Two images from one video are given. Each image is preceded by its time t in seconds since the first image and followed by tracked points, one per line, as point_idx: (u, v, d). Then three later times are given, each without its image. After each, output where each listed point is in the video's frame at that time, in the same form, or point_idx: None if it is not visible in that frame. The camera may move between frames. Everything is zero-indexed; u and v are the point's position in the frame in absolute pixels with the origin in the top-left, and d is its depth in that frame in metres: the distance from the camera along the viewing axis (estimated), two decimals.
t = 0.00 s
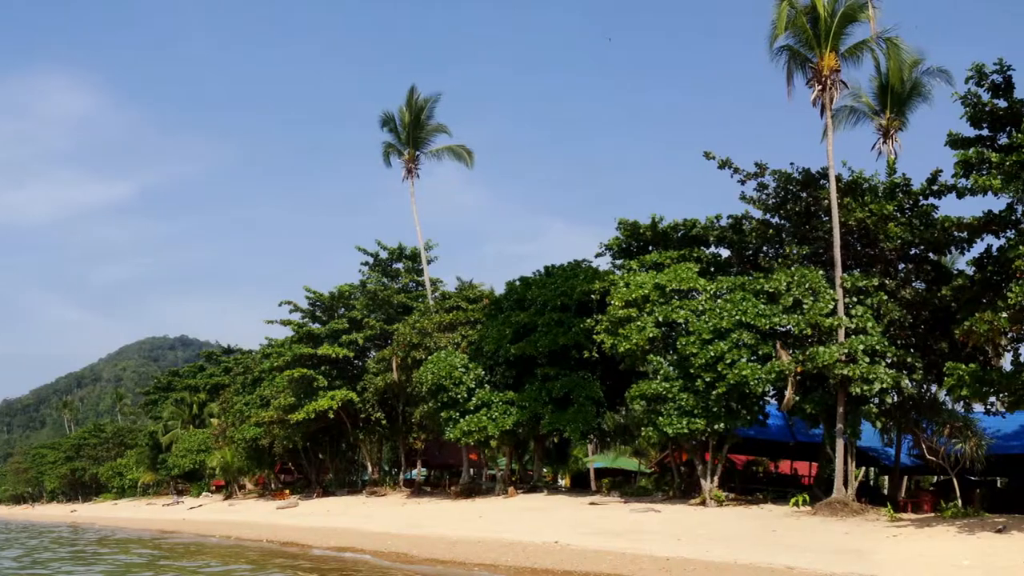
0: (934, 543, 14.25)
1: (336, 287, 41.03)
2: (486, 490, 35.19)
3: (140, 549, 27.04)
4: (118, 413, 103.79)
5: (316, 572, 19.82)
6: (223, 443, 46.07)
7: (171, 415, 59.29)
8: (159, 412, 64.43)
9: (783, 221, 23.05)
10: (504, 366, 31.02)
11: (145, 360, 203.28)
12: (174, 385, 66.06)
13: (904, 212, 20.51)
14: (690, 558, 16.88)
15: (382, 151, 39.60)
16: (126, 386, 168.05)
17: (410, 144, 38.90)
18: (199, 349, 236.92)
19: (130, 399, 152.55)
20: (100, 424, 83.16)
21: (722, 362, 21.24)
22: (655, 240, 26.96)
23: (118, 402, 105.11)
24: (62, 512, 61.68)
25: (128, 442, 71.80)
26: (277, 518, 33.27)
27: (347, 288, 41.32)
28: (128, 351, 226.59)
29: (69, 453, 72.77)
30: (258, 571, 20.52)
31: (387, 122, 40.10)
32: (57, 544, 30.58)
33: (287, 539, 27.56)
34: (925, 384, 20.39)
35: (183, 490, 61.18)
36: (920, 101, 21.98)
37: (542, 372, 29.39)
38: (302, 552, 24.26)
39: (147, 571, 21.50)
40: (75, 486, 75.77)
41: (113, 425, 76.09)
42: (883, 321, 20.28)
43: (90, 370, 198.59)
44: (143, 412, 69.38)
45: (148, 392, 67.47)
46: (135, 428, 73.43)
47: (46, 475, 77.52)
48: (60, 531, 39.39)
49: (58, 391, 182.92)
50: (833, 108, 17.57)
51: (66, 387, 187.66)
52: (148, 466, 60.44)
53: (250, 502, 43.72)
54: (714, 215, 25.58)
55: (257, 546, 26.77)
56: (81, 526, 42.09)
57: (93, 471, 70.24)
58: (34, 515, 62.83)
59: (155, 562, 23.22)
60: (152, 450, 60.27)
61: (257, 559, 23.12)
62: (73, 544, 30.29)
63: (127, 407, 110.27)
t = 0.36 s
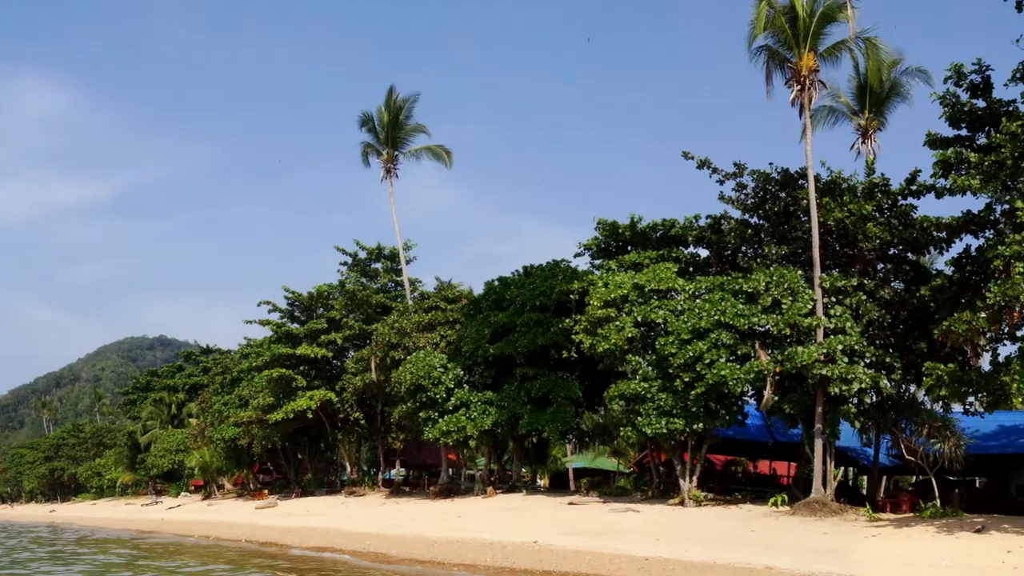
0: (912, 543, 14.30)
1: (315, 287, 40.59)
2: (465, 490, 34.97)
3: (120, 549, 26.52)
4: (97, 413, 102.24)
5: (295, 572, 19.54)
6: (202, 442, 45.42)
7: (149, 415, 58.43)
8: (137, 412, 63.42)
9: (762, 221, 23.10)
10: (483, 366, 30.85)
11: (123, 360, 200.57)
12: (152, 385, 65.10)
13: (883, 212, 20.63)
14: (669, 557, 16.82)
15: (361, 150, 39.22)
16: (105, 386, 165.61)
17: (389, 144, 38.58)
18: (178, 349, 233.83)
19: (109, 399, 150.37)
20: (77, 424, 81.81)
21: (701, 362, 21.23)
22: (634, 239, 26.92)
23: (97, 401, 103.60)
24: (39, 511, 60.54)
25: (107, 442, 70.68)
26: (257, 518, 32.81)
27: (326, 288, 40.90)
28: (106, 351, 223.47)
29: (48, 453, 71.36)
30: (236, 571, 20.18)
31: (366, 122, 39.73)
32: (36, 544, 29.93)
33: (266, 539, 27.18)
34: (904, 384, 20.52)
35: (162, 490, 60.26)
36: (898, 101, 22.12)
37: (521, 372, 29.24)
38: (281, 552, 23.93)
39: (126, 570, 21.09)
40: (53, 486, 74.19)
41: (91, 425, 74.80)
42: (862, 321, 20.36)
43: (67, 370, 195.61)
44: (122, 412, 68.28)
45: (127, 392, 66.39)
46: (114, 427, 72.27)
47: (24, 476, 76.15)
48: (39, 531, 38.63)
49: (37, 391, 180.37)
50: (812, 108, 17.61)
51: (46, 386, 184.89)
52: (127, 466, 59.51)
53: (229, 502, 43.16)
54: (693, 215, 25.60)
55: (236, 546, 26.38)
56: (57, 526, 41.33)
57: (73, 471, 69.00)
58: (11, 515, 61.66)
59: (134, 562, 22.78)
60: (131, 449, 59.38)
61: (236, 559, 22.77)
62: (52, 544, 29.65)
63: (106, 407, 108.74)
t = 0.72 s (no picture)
0: (890, 543, 14.34)
1: (293, 287, 40.15)
2: (444, 491, 34.74)
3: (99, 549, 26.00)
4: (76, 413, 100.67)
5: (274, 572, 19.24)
6: (181, 443, 44.77)
7: (128, 415, 57.51)
8: (116, 412, 62.38)
9: (741, 221, 23.15)
10: (461, 366, 30.65)
11: (102, 359, 197.49)
12: (131, 385, 64.10)
13: (861, 212, 20.74)
14: (648, 558, 16.75)
15: (339, 150, 38.83)
16: (85, 386, 162.78)
17: (368, 144, 38.25)
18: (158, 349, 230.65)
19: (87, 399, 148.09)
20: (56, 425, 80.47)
21: (680, 362, 21.21)
22: (613, 240, 26.88)
23: (77, 400, 101.81)
24: (17, 511, 59.40)
25: (85, 443, 69.48)
26: (236, 518, 32.35)
27: (305, 288, 40.44)
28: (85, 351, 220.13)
29: (26, 453, 69.96)
30: (215, 571, 19.84)
31: (344, 122, 39.36)
32: (14, 544, 29.28)
33: (245, 539, 26.78)
34: (883, 385, 20.63)
35: (141, 490, 59.35)
36: (877, 102, 22.25)
37: (499, 372, 29.08)
38: (260, 552, 23.57)
39: (105, 570, 20.68)
40: (32, 486, 72.92)
41: (71, 425, 73.53)
42: (841, 321, 20.44)
43: (44, 370, 192.32)
44: (100, 412, 67.13)
45: (105, 392, 65.22)
46: (93, 427, 71.06)
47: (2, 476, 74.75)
48: (16, 531, 37.87)
49: (16, 391, 177.03)
50: (791, 108, 17.65)
51: (21, 386, 181.84)
52: (105, 466, 58.54)
53: (208, 502, 42.57)
54: (672, 215, 25.61)
55: (215, 546, 25.97)
56: (34, 527, 40.56)
57: (51, 471, 67.73)
58: None
59: (113, 562, 22.32)
60: (110, 450, 58.38)
61: (214, 559, 22.38)
62: (30, 544, 29.01)
63: (87, 407, 107.02)
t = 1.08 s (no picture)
0: (869, 543, 14.36)
1: (272, 287, 39.65)
2: (422, 490, 34.47)
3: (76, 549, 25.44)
4: (55, 413, 98.97)
5: (252, 572, 18.93)
6: (160, 443, 44.10)
7: (106, 415, 56.56)
8: (95, 412, 61.34)
9: (719, 221, 23.18)
10: (440, 366, 30.42)
11: (79, 360, 194.18)
12: (110, 385, 62.97)
13: (840, 212, 20.84)
14: (627, 557, 16.68)
15: (318, 150, 38.41)
16: (64, 387, 159.61)
17: (346, 144, 37.87)
18: (137, 349, 227.24)
19: (66, 399, 145.58)
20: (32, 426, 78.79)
21: (658, 362, 21.19)
22: (592, 240, 26.81)
23: (56, 401, 100.07)
24: None
25: (65, 443, 68.19)
26: (215, 518, 31.86)
27: (283, 288, 39.98)
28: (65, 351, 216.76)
29: (4, 454, 68.55)
30: (193, 571, 19.48)
31: (322, 122, 38.93)
32: None
33: (224, 539, 26.37)
34: (861, 385, 20.73)
35: (121, 490, 58.31)
36: (855, 102, 22.37)
37: (478, 372, 28.91)
38: (238, 552, 23.20)
39: (82, 570, 20.26)
40: (9, 487, 71.47)
41: (50, 425, 72.07)
42: (819, 321, 20.52)
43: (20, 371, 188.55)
44: (79, 412, 65.94)
45: (84, 392, 63.95)
46: (72, 427, 69.67)
47: None
48: None
49: None
50: (769, 108, 17.69)
51: None
52: (84, 466, 57.58)
53: (186, 503, 41.96)
54: (650, 215, 25.60)
55: (194, 546, 25.54)
56: (10, 527, 39.71)
57: (30, 472, 66.27)
58: None
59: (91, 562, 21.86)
60: (88, 450, 57.38)
61: (193, 559, 22.00)
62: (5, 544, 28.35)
63: (66, 407, 105.23)
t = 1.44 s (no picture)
0: (847, 543, 14.41)
1: (250, 286, 39.15)
2: (401, 490, 34.20)
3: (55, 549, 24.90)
4: (33, 413, 97.25)
5: (231, 572, 18.64)
6: (139, 442, 43.44)
7: (84, 415, 55.49)
8: (74, 413, 60.17)
9: (698, 221, 23.22)
10: (419, 366, 30.20)
11: (54, 359, 191.06)
12: (89, 385, 61.82)
13: (818, 212, 20.94)
14: (606, 557, 16.61)
15: (296, 150, 38.02)
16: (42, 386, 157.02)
17: (326, 144, 37.49)
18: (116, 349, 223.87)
19: (44, 398, 143.29)
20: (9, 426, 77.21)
21: (637, 362, 21.17)
22: (570, 239, 26.74)
23: (33, 400, 98.30)
24: None
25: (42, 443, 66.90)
26: (194, 518, 31.38)
27: (263, 288, 39.56)
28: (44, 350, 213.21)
29: None
30: (172, 571, 19.14)
31: (301, 122, 38.53)
32: None
33: (203, 539, 25.97)
34: (840, 385, 20.85)
35: (99, 490, 57.26)
36: (834, 103, 22.49)
37: (456, 372, 28.74)
38: (217, 552, 22.84)
39: (62, 570, 19.85)
40: None
41: (29, 425, 70.68)
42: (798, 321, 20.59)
43: None
44: (57, 412, 64.71)
45: (63, 391, 62.78)
46: (50, 427, 68.33)
47: None
48: None
49: None
50: (748, 108, 17.73)
51: None
52: (62, 466, 56.56)
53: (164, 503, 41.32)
54: (629, 215, 25.57)
55: (173, 546, 25.10)
56: None
57: (8, 472, 64.91)
58: None
59: (69, 562, 21.40)
60: (67, 450, 56.34)
61: (172, 559, 21.62)
62: None
63: (45, 407, 103.08)
